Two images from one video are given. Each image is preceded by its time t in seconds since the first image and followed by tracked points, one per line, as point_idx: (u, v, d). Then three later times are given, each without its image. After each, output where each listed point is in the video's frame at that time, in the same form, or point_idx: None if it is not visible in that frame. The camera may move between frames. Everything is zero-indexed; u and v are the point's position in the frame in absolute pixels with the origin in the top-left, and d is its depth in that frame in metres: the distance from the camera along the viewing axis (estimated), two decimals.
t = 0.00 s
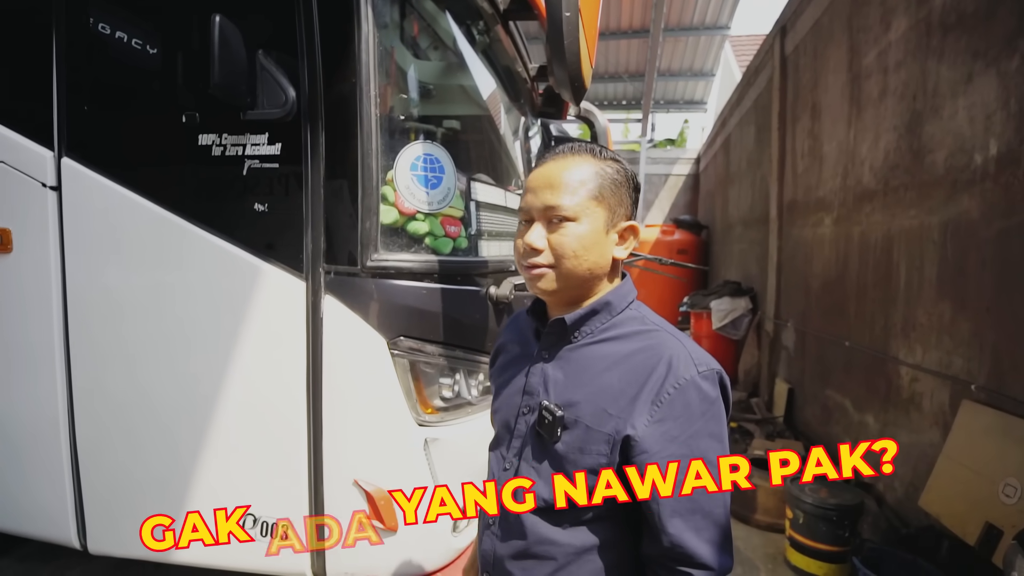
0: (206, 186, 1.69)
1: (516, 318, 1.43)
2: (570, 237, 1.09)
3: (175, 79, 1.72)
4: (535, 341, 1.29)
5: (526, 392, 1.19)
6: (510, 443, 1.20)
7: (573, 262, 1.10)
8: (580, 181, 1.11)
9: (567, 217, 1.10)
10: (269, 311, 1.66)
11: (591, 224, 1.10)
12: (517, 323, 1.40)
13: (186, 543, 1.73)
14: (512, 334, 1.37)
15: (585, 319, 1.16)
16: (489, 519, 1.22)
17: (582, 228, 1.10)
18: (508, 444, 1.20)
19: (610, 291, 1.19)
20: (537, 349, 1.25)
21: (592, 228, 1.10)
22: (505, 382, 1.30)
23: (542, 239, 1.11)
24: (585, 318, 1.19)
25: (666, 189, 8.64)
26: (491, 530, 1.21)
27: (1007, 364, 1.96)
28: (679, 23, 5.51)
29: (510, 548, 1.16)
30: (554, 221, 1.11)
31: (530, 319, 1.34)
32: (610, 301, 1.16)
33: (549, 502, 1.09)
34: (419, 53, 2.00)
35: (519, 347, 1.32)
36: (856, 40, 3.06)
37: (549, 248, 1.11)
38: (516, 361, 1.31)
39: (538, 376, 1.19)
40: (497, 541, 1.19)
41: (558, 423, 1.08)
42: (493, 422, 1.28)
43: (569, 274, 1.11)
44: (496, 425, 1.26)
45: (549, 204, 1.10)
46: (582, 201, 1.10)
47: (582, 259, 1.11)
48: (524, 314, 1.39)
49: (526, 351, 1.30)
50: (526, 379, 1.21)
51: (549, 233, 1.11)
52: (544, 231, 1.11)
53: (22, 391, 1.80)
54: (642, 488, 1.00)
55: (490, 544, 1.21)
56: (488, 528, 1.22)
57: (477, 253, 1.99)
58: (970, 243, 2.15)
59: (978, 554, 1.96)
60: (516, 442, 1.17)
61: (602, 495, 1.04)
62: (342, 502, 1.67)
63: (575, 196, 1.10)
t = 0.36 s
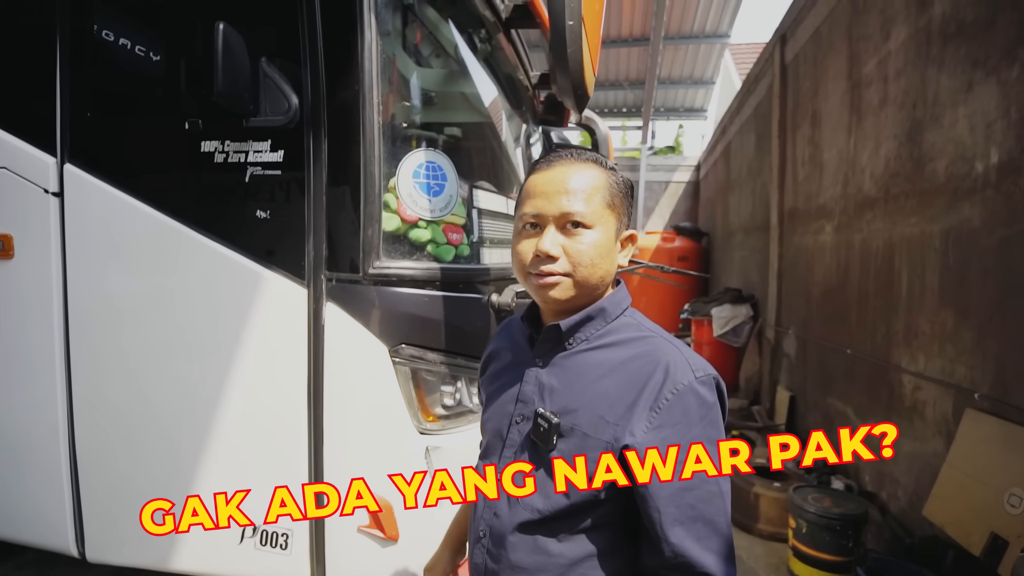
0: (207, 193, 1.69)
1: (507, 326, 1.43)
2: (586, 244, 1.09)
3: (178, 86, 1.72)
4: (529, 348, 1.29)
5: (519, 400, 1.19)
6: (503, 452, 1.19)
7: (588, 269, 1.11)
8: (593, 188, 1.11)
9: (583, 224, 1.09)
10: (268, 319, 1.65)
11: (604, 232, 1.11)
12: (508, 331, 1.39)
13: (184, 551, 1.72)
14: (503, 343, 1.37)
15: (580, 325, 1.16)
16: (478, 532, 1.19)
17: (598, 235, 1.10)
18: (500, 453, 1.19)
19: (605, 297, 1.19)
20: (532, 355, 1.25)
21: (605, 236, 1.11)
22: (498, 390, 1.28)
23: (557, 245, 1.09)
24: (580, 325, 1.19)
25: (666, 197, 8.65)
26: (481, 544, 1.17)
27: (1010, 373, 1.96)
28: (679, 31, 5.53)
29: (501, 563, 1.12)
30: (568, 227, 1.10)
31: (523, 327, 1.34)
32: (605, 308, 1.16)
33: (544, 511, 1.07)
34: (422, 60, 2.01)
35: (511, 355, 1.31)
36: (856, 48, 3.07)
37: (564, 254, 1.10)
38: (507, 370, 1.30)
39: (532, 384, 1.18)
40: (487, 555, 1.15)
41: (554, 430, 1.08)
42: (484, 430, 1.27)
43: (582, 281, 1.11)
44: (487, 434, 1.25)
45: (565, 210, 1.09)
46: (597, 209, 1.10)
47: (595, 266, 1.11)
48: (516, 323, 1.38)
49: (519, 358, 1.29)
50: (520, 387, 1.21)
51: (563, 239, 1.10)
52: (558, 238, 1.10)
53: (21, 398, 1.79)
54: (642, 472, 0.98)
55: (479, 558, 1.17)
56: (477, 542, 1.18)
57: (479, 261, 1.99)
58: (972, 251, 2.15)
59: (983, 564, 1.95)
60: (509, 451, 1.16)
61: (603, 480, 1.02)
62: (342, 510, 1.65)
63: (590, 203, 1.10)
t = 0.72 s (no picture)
0: (208, 191, 1.68)
1: (505, 323, 1.43)
2: (586, 242, 1.09)
3: (178, 84, 1.72)
4: (527, 345, 1.28)
5: (516, 396, 1.19)
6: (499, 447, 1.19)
7: (586, 267, 1.10)
8: (594, 186, 1.11)
9: (583, 222, 1.09)
10: (269, 316, 1.65)
11: (604, 230, 1.11)
12: (506, 328, 1.39)
13: (187, 549, 1.72)
14: (502, 340, 1.37)
15: (577, 322, 1.16)
16: (475, 527, 1.20)
17: (597, 232, 1.10)
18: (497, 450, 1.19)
19: (602, 294, 1.19)
20: (529, 351, 1.25)
21: (604, 234, 1.11)
22: (495, 386, 1.28)
23: (556, 243, 1.09)
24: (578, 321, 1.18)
25: (667, 196, 8.65)
26: (478, 539, 1.18)
27: (1012, 372, 1.95)
28: (680, 30, 5.52)
29: (496, 557, 1.13)
30: (568, 225, 1.10)
31: (521, 323, 1.34)
32: (602, 304, 1.16)
33: (541, 507, 1.07)
34: (422, 59, 2.00)
35: (508, 351, 1.31)
36: (857, 47, 3.07)
37: (564, 252, 1.10)
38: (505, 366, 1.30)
39: (529, 380, 1.18)
40: (484, 551, 1.16)
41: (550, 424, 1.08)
42: (481, 426, 1.27)
43: (580, 279, 1.11)
44: (484, 430, 1.25)
45: (565, 208, 1.09)
46: (598, 208, 1.10)
47: (594, 264, 1.11)
48: (515, 320, 1.38)
49: (517, 354, 1.29)
50: (518, 383, 1.21)
51: (563, 237, 1.10)
52: (558, 235, 1.10)
53: (22, 397, 1.79)
54: (642, 472, 0.98)
55: (475, 553, 1.18)
56: (474, 537, 1.19)
57: (479, 259, 1.99)
58: (973, 249, 2.15)
59: (984, 563, 1.94)
60: (506, 447, 1.16)
61: (604, 478, 1.02)
62: (342, 508, 1.65)
63: (590, 202, 1.10)
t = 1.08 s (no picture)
0: (209, 202, 1.69)
1: (511, 330, 1.45)
2: (516, 261, 1.20)
3: (181, 97, 1.74)
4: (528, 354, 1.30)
5: (517, 404, 1.21)
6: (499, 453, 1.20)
7: (523, 283, 1.20)
8: (526, 205, 1.20)
9: (516, 242, 1.21)
10: (271, 327, 1.65)
11: (534, 245, 1.18)
12: (511, 335, 1.41)
13: (186, 562, 1.70)
14: (506, 346, 1.38)
15: (577, 332, 1.18)
16: (474, 531, 1.20)
17: (525, 250, 1.18)
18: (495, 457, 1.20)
19: (602, 306, 1.21)
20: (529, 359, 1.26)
21: (533, 250, 1.17)
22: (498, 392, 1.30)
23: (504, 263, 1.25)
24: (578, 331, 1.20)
25: (665, 206, 8.68)
26: (477, 543, 1.18)
27: (1012, 381, 1.96)
28: (677, 42, 5.57)
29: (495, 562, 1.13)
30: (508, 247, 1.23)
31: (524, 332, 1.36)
32: (602, 316, 1.18)
33: (538, 514, 1.07)
34: (422, 71, 2.02)
35: (512, 359, 1.33)
36: (853, 58, 3.10)
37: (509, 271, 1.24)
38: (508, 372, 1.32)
39: (528, 389, 1.20)
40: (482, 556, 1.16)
41: (546, 433, 1.10)
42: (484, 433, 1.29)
43: (526, 293, 1.21)
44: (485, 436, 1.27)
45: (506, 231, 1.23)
46: (526, 225, 1.19)
47: (531, 278, 1.19)
48: (519, 328, 1.40)
49: (519, 362, 1.31)
50: (518, 391, 1.23)
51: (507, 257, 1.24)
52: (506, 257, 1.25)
53: (23, 409, 1.79)
54: (642, 472, 0.98)
55: (474, 557, 1.18)
56: (473, 541, 1.19)
57: (479, 270, 1.99)
58: (971, 259, 2.16)
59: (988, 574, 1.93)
60: (506, 454, 1.17)
61: (603, 479, 1.01)
62: (342, 520, 1.65)
63: (520, 221, 1.20)
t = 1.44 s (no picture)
0: (215, 205, 1.70)
1: (529, 330, 1.47)
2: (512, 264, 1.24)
3: (186, 101, 1.74)
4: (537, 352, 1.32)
5: (523, 399, 1.23)
6: (505, 448, 1.23)
7: (521, 285, 1.24)
8: (522, 210, 1.23)
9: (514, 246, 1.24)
10: (277, 328, 1.66)
11: (526, 248, 1.21)
12: (529, 334, 1.44)
13: (192, 563, 1.71)
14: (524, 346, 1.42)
15: (581, 330, 1.19)
16: (480, 523, 1.22)
17: (519, 254, 1.22)
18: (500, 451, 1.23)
19: (607, 306, 1.21)
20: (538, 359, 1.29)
21: (526, 253, 1.21)
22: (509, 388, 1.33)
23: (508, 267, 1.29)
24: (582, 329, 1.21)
25: (668, 208, 8.67)
26: (482, 535, 1.20)
27: (1018, 381, 1.95)
28: (679, 43, 5.57)
29: (498, 555, 1.15)
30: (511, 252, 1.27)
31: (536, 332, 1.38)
32: (606, 315, 1.19)
33: (535, 505, 1.10)
34: (425, 74, 2.02)
35: (526, 359, 1.36)
36: (856, 59, 3.09)
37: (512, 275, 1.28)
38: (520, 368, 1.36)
39: (534, 385, 1.22)
40: (488, 547, 1.18)
41: (544, 428, 1.11)
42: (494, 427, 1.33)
43: (525, 295, 1.24)
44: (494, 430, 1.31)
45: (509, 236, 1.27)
46: (520, 230, 1.22)
47: (526, 280, 1.22)
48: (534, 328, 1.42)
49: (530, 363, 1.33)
50: (526, 388, 1.25)
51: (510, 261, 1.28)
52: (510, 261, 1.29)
53: (31, 412, 1.79)
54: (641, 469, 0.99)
55: (480, 549, 1.20)
56: (478, 533, 1.21)
57: (483, 272, 2.00)
58: (977, 259, 2.15)
59: None
60: (510, 448, 1.20)
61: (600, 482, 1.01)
62: (348, 521, 1.65)
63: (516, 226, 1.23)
